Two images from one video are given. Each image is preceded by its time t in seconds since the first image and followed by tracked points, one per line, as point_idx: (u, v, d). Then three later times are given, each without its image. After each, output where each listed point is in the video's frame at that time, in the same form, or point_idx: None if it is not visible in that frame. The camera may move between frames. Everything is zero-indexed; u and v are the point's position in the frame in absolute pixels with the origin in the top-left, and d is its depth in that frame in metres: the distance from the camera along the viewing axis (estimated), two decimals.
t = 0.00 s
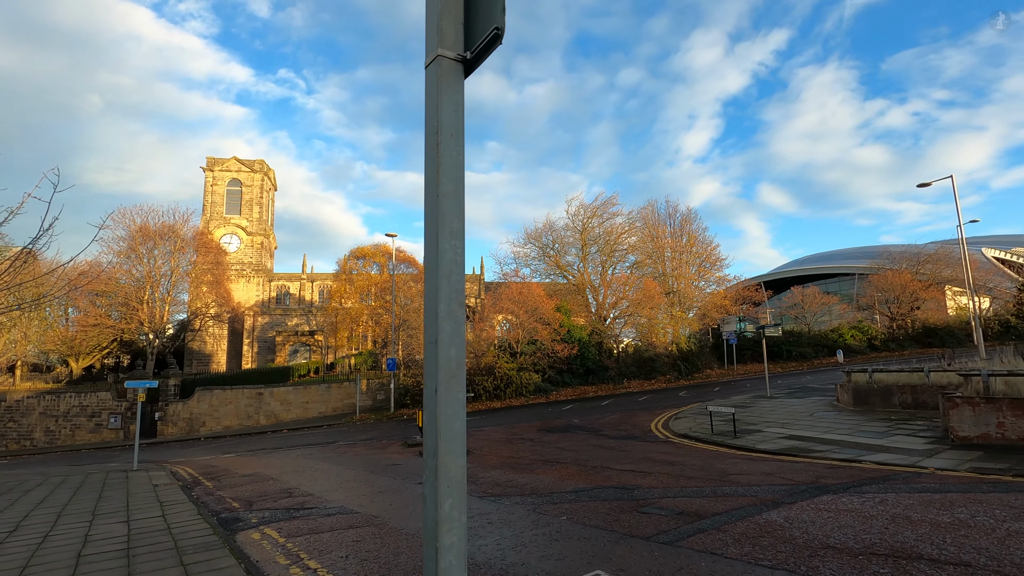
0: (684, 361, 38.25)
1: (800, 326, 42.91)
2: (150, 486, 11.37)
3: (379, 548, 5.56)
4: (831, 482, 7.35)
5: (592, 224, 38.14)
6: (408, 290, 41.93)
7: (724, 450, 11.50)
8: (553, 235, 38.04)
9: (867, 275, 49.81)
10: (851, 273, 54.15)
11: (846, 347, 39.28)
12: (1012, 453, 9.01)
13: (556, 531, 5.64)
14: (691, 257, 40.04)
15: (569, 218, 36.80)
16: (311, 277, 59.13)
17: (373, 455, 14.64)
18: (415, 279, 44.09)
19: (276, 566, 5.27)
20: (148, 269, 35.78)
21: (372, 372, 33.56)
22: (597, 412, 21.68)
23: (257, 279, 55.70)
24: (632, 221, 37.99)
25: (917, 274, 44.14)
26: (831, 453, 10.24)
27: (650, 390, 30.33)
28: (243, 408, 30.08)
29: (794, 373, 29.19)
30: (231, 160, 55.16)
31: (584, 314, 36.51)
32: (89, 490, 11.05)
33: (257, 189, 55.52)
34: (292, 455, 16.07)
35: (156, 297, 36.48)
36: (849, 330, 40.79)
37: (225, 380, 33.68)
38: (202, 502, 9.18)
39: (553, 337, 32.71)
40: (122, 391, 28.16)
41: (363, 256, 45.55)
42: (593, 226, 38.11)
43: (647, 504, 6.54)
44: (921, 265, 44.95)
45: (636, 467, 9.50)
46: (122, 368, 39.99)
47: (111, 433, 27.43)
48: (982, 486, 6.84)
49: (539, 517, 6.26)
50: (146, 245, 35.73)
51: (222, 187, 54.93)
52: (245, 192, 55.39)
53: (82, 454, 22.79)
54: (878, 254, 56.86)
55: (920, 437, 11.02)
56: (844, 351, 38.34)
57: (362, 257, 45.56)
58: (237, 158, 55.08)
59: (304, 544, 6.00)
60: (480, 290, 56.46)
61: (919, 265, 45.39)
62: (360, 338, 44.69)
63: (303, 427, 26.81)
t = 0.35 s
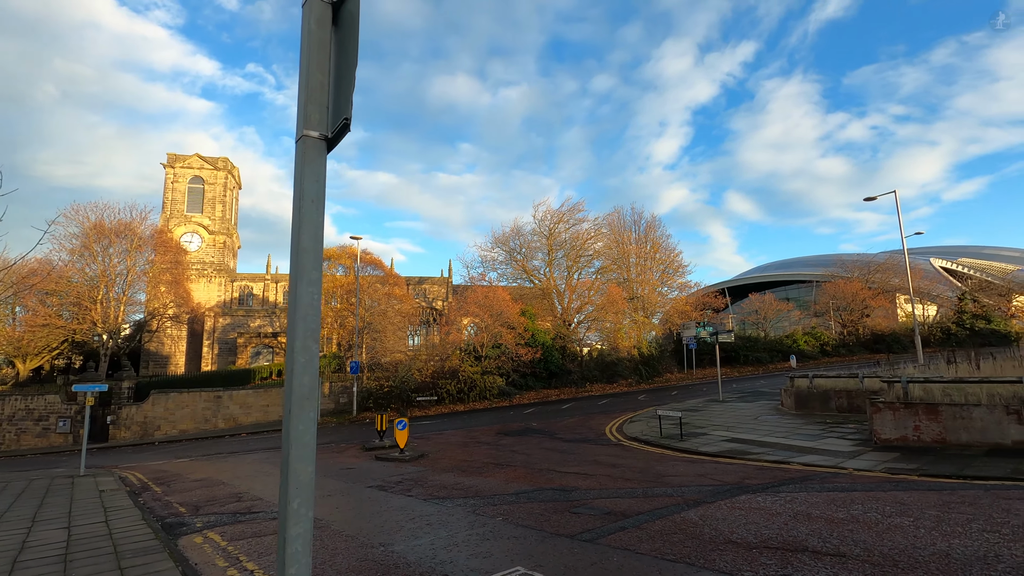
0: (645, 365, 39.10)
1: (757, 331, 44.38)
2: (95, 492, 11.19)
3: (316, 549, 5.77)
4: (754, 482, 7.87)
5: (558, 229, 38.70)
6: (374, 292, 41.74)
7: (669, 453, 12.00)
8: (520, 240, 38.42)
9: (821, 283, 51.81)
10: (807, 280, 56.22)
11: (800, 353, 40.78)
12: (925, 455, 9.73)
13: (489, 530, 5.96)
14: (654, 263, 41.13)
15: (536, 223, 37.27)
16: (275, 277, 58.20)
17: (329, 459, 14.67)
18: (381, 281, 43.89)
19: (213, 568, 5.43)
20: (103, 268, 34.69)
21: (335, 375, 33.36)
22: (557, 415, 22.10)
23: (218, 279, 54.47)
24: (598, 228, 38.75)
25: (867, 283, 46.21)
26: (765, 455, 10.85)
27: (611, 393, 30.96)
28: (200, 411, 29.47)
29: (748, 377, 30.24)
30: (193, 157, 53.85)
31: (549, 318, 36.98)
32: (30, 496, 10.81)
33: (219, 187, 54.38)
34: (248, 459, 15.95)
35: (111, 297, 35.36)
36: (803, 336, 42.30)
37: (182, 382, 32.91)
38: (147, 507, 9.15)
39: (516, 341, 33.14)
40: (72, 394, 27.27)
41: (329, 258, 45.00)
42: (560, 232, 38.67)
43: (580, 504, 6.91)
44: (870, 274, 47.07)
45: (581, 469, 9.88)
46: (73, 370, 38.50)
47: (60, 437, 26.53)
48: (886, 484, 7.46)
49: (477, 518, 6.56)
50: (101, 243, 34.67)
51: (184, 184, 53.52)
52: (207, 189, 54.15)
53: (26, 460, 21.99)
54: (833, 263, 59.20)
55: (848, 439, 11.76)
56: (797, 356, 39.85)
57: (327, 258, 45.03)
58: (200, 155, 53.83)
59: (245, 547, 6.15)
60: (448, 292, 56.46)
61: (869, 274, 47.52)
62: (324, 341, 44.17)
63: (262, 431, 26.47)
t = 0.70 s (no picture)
0: (616, 364, 39.72)
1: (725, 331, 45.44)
2: (50, 491, 11.08)
3: (266, 541, 5.94)
4: (695, 476, 8.28)
5: (532, 229, 39.06)
6: (346, 290, 41.52)
7: (625, 449, 12.40)
8: (494, 240, 38.66)
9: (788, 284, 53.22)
10: (774, 281, 57.68)
11: (765, 352, 41.91)
12: (861, 449, 10.23)
13: (434, 523, 6.21)
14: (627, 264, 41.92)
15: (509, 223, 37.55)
16: (246, 274, 57.36)
17: (293, 457, 14.71)
18: (354, 279, 43.70)
19: (161, 562, 5.58)
20: (64, 263, 33.80)
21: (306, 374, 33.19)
22: (525, 413, 22.42)
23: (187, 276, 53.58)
24: (571, 228, 39.27)
25: (830, 284, 47.73)
26: (713, 451, 11.32)
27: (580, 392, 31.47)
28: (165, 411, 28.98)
29: (714, 376, 31.01)
30: (162, 151, 52.69)
31: (522, 317, 37.35)
32: None
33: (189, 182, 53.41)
34: (210, 459, 15.86)
35: (73, 294, 34.46)
36: (769, 336, 43.40)
37: (147, 381, 32.30)
38: (102, 505, 9.15)
39: (488, 340, 33.51)
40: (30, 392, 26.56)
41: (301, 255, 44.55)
42: (533, 231, 39.03)
43: (525, 498, 7.22)
44: (833, 276, 48.63)
45: (536, 465, 10.20)
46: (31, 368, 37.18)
47: (18, 437, 25.84)
48: (816, 477, 7.93)
49: (425, 512, 6.82)
50: (62, 238, 33.80)
51: (151, 178, 52.34)
52: (175, 184, 53.09)
53: None
54: (799, 265, 60.89)
55: (794, 435, 12.30)
56: (762, 355, 40.97)
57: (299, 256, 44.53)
58: (168, 149, 52.71)
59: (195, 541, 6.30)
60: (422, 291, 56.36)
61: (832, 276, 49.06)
62: (295, 339, 43.75)
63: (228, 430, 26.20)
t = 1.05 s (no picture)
0: (598, 363, 40.15)
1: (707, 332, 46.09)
2: (24, 488, 11.16)
3: (231, 536, 6.15)
4: (653, 473, 8.62)
5: (518, 229, 39.39)
6: (331, 289, 41.52)
7: (595, 448, 12.72)
8: (480, 240, 38.93)
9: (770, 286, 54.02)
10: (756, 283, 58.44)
11: (745, 353, 42.57)
12: (817, 449, 10.64)
13: (395, 518, 6.47)
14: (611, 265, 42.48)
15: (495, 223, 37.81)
16: (230, 271, 56.93)
17: (270, 455, 14.86)
18: (339, 277, 43.74)
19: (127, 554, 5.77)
20: (44, 259, 33.44)
21: (288, 372, 33.18)
22: (505, 413, 22.69)
23: (169, 273, 53.49)
24: (556, 229, 39.67)
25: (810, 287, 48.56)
26: (678, 450, 11.69)
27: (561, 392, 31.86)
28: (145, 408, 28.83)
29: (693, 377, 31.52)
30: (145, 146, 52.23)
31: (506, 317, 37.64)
32: None
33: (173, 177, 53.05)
34: (189, 456, 15.96)
35: (53, 290, 34.10)
36: (750, 337, 44.01)
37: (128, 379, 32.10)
38: (75, 502, 9.27)
39: (471, 340, 33.84)
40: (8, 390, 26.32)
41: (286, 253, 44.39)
42: (519, 232, 39.35)
43: (487, 495, 7.51)
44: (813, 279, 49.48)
45: (505, 463, 10.50)
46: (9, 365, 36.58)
47: None
48: (767, 475, 8.29)
49: (389, 508, 7.08)
50: (43, 234, 33.47)
51: (134, 173, 51.88)
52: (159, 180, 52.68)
53: None
54: (781, 267, 61.79)
55: (759, 435, 12.71)
56: (742, 356, 41.64)
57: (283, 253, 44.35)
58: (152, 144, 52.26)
59: (163, 535, 6.49)
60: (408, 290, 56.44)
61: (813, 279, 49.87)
62: (279, 337, 43.66)
63: (209, 428, 26.19)
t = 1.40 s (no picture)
0: (589, 363, 40.49)
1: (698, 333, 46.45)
2: (15, 483, 11.40)
3: (213, 529, 6.45)
4: (625, 471, 8.96)
5: (511, 229, 39.73)
6: (325, 288, 41.80)
7: (575, 448, 13.03)
8: (473, 239, 39.27)
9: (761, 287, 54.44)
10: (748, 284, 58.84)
11: (735, 354, 42.93)
12: (787, 448, 11.00)
13: (370, 513, 6.79)
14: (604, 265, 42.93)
15: (488, 223, 38.14)
16: (225, 269, 57.17)
17: (259, 453, 15.14)
18: (332, 276, 43.98)
19: (113, 545, 6.06)
20: (38, 256, 33.52)
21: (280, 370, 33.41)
22: (493, 411, 22.99)
23: (163, 270, 53.80)
24: (549, 229, 40.06)
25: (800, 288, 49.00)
26: (655, 449, 12.04)
27: (550, 391, 32.18)
28: (138, 405, 29.05)
29: (681, 377, 31.82)
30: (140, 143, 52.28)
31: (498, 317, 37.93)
32: None
33: (168, 175, 53.16)
34: (179, 453, 16.23)
35: (46, 287, 34.17)
36: (740, 338, 44.35)
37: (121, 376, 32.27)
38: (65, 497, 9.53)
39: (463, 339, 34.14)
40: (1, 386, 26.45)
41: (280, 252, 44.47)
42: (512, 232, 39.69)
43: (461, 491, 7.83)
44: (803, 280, 49.94)
45: (485, 461, 10.82)
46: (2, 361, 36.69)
47: None
48: (731, 473, 8.65)
49: (366, 503, 7.39)
50: (36, 231, 33.53)
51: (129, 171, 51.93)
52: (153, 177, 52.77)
53: None
54: (773, 268, 62.25)
55: (734, 435, 13.05)
56: (731, 357, 42.04)
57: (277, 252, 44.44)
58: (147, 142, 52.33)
59: (148, 528, 6.78)
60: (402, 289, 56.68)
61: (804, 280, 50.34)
62: (273, 335, 43.84)
63: (201, 425, 26.38)
